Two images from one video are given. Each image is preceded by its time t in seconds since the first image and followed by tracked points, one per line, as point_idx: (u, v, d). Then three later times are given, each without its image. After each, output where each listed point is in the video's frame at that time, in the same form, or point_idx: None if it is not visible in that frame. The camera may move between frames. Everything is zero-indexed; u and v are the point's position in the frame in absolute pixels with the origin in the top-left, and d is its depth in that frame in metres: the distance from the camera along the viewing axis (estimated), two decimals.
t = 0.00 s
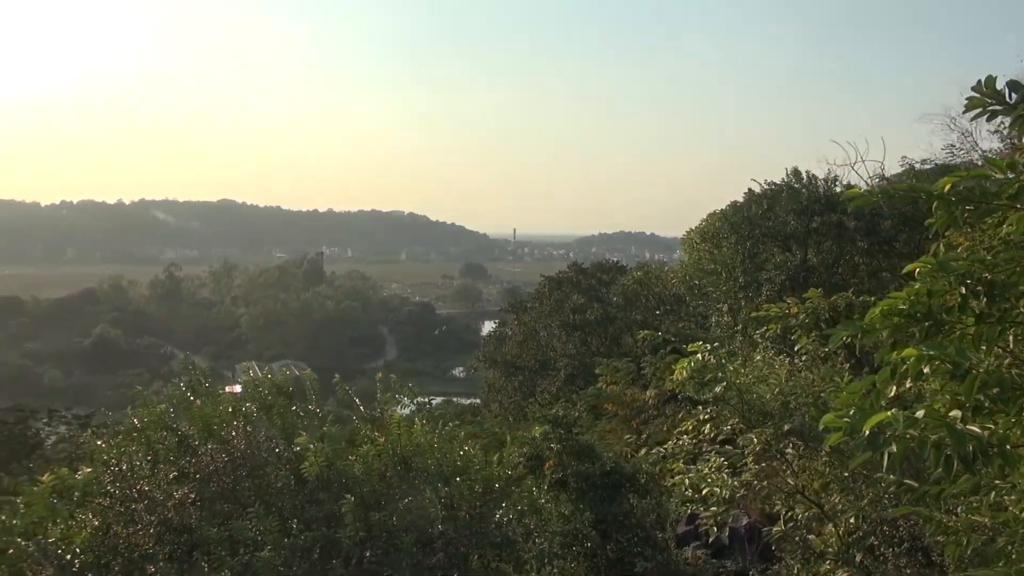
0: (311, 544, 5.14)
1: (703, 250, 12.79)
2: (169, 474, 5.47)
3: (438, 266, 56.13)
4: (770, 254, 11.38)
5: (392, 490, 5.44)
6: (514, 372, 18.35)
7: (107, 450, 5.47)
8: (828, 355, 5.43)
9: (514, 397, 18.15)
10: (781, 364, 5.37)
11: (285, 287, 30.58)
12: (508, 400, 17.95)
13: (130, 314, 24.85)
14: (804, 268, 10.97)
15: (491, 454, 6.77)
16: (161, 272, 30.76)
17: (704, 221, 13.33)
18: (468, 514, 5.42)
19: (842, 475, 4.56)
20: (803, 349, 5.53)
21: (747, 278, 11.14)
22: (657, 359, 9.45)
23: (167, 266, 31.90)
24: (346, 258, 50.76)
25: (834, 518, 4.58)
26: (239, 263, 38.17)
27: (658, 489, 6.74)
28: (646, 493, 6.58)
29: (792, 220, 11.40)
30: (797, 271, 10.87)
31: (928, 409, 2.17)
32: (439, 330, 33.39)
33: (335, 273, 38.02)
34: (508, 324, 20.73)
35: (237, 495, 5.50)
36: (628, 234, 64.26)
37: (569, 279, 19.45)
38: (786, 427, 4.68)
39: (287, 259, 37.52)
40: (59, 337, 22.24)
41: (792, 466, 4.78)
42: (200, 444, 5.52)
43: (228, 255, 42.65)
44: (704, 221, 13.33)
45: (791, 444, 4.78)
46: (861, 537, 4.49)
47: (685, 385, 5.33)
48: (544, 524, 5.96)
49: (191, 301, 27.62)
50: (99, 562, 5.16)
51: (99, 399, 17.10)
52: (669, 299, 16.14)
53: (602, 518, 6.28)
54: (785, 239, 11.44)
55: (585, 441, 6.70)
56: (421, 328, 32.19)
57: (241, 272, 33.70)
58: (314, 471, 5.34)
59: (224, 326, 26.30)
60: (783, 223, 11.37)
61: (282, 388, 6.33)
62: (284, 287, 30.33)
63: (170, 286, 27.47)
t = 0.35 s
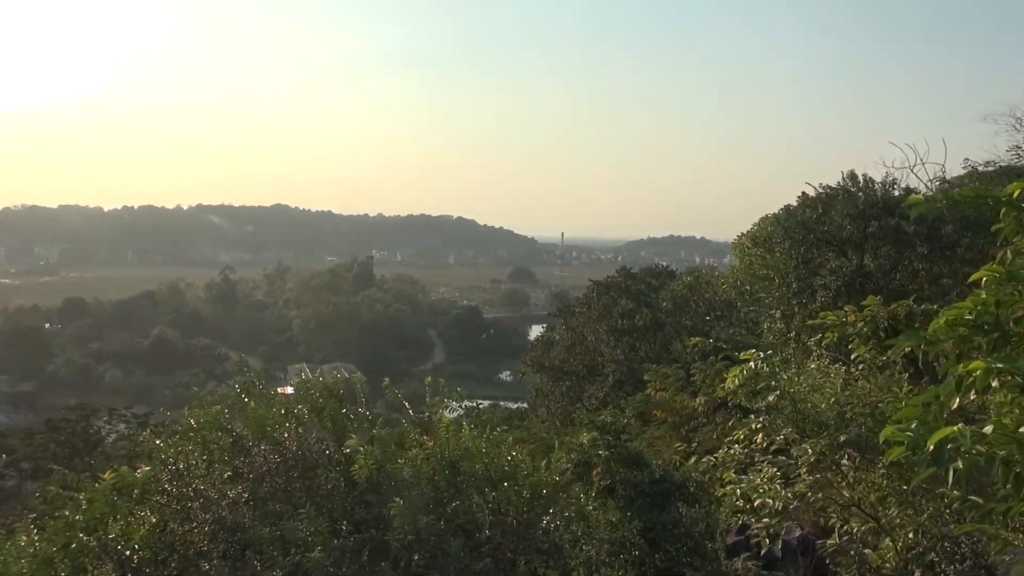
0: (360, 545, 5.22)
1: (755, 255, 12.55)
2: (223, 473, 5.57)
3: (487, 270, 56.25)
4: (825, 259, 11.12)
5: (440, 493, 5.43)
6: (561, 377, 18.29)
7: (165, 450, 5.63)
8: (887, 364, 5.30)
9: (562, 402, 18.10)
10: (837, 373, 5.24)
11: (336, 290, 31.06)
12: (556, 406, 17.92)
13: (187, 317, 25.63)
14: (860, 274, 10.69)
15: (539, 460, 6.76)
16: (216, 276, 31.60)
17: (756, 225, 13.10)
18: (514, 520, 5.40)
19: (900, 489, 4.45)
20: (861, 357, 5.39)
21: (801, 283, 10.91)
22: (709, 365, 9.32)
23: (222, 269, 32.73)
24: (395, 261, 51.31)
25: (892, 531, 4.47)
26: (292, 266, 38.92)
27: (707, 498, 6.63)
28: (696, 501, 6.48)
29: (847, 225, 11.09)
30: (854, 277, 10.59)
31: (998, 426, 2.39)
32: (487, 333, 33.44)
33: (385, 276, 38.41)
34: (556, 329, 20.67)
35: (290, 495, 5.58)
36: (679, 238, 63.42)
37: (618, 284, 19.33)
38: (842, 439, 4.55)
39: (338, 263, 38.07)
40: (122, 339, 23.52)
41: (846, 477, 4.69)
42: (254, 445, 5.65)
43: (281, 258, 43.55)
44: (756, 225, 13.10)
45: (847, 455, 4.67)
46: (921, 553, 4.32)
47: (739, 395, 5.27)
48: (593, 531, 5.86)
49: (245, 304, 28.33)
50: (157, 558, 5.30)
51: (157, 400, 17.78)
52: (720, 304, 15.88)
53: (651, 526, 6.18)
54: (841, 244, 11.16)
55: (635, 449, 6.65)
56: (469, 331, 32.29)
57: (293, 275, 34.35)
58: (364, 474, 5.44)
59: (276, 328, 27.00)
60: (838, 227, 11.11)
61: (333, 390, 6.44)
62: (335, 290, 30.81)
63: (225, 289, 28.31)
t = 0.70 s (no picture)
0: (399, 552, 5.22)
1: (798, 263, 12.36)
2: (266, 478, 5.66)
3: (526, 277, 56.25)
4: (872, 268, 10.91)
5: (479, 500, 5.44)
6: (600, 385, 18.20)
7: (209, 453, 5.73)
8: (938, 377, 5.17)
9: (600, 411, 17.99)
10: (883, 386, 5.13)
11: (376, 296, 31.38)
12: (593, 414, 17.83)
13: (231, 321, 26.16)
14: (908, 283, 10.40)
15: (578, 470, 6.74)
16: (259, 281, 32.18)
17: (799, 234, 12.91)
18: (554, 528, 5.34)
19: (950, 506, 4.31)
20: (909, 370, 5.25)
21: (846, 292, 10.72)
22: (751, 375, 9.25)
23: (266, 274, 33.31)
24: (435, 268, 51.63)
25: (942, 550, 4.27)
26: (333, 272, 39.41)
27: (748, 511, 6.48)
28: (738, 515, 6.35)
29: (895, 233, 10.86)
30: (902, 286, 10.34)
31: None
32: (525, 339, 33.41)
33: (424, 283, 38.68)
34: (594, 337, 20.58)
35: (330, 500, 5.61)
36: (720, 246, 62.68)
37: (658, 292, 19.21)
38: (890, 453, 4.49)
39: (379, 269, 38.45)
40: (169, 343, 24.20)
41: (894, 492, 4.61)
42: (296, 450, 5.72)
43: (323, 264, 44.13)
44: (799, 233, 12.91)
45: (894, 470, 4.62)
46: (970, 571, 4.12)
47: (784, 407, 5.25)
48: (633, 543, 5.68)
49: (288, 309, 28.82)
50: (201, 559, 5.33)
51: (201, 402, 18.20)
52: (762, 312, 15.64)
53: (691, 537, 6.04)
54: (888, 253, 10.94)
55: (676, 459, 6.55)
56: (507, 338, 32.32)
57: (334, 281, 34.79)
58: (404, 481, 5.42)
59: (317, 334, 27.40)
60: (885, 236, 10.89)
61: (373, 396, 6.49)
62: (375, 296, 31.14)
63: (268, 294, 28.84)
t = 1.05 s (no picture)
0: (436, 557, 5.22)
1: (841, 272, 12.15)
2: (304, 481, 5.68)
3: (562, 284, 56.10)
4: (918, 277, 10.59)
5: (515, 508, 5.42)
6: (637, 395, 18.06)
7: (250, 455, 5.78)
8: (987, 392, 5.09)
9: (637, 420, 17.85)
10: (931, 400, 5.11)
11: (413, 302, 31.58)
12: (630, 423, 17.70)
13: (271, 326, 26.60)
14: (956, 293, 10.13)
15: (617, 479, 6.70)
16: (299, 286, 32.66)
17: (842, 242, 12.69)
18: (592, 536, 5.30)
19: (1003, 524, 4.13)
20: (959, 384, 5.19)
21: (891, 303, 10.46)
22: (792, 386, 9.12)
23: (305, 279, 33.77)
24: (471, 274, 51.81)
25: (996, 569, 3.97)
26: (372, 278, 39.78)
27: (789, 525, 6.32)
28: (779, 528, 6.25)
29: (943, 242, 10.62)
30: (949, 296, 10.07)
31: None
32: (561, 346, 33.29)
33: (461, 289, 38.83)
34: (631, 345, 20.45)
35: (369, 505, 5.70)
36: (760, 254, 61.77)
37: (696, 300, 19.05)
38: (938, 469, 4.42)
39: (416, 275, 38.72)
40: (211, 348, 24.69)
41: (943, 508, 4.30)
42: (334, 454, 5.75)
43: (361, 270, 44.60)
44: (842, 242, 12.69)
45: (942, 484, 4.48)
46: None
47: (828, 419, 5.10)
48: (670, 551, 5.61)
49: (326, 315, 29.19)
50: (240, 560, 5.29)
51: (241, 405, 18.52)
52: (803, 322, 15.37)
53: (731, 550, 6.03)
54: (935, 262, 10.68)
55: (715, 470, 6.50)
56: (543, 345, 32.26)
57: (372, 286, 35.12)
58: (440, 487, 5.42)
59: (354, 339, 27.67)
60: (932, 245, 10.65)
61: (411, 402, 6.51)
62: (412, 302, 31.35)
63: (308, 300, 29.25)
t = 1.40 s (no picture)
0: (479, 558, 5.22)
1: (892, 279, 11.87)
2: (348, 479, 5.76)
3: (605, 288, 55.79)
4: (974, 286, 10.20)
5: (557, 511, 5.39)
6: (680, 400, 17.86)
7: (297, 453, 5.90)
8: None
9: (679, 425, 17.67)
10: (989, 411, 4.86)
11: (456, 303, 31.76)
12: (672, 428, 17.52)
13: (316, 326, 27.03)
14: (1015, 302, 9.79)
15: (660, 484, 6.63)
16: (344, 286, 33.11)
17: (894, 248, 12.39)
18: (635, 544, 5.26)
19: None
20: (1019, 393, 4.94)
21: (946, 311, 10.13)
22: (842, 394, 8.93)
23: (350, 279, 34.18)
24: (514, 277, 51.86)
25: None
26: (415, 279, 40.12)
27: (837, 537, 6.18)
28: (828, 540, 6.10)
29: (1001, 249, 10.34)
30: (1007, 304, 9.74)
31: None
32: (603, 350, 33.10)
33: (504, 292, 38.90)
34: (674, 350, 20.26)
35: (411, 504, 5.71)
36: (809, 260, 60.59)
37: (742, 306, 18.80)
38: (996, 483, 4.19)
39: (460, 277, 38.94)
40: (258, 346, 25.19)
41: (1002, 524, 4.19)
42: (377, 454, 5.85)
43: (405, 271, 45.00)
44: (894, 247, 12.40)
45: (999, 500, 4.30)
46: None
47: (880, 427, 4.93)
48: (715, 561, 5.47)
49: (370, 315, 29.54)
50: (285, 556, 5.33)
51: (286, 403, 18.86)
52: (852, 329, 15.03)
53: (777, 561, 5.86)
54: (992, 270, 10.36)
55: (761, 479, 6.42)
56: (585, 349, 32.13)
57: (416, 288, 35.43)
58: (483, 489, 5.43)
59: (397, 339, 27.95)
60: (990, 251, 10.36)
61: (454, 403, 6.54)
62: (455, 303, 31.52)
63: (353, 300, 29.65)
